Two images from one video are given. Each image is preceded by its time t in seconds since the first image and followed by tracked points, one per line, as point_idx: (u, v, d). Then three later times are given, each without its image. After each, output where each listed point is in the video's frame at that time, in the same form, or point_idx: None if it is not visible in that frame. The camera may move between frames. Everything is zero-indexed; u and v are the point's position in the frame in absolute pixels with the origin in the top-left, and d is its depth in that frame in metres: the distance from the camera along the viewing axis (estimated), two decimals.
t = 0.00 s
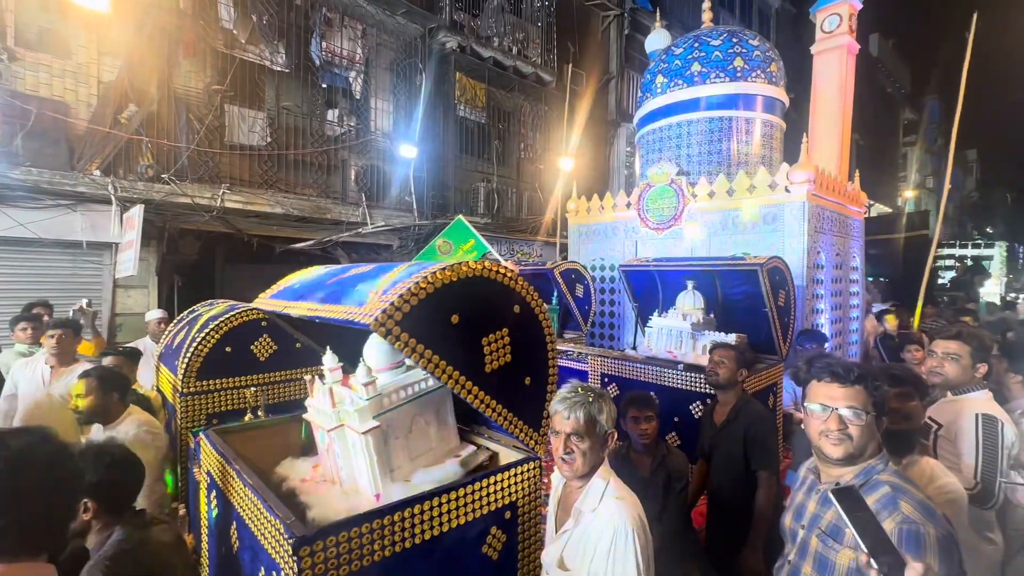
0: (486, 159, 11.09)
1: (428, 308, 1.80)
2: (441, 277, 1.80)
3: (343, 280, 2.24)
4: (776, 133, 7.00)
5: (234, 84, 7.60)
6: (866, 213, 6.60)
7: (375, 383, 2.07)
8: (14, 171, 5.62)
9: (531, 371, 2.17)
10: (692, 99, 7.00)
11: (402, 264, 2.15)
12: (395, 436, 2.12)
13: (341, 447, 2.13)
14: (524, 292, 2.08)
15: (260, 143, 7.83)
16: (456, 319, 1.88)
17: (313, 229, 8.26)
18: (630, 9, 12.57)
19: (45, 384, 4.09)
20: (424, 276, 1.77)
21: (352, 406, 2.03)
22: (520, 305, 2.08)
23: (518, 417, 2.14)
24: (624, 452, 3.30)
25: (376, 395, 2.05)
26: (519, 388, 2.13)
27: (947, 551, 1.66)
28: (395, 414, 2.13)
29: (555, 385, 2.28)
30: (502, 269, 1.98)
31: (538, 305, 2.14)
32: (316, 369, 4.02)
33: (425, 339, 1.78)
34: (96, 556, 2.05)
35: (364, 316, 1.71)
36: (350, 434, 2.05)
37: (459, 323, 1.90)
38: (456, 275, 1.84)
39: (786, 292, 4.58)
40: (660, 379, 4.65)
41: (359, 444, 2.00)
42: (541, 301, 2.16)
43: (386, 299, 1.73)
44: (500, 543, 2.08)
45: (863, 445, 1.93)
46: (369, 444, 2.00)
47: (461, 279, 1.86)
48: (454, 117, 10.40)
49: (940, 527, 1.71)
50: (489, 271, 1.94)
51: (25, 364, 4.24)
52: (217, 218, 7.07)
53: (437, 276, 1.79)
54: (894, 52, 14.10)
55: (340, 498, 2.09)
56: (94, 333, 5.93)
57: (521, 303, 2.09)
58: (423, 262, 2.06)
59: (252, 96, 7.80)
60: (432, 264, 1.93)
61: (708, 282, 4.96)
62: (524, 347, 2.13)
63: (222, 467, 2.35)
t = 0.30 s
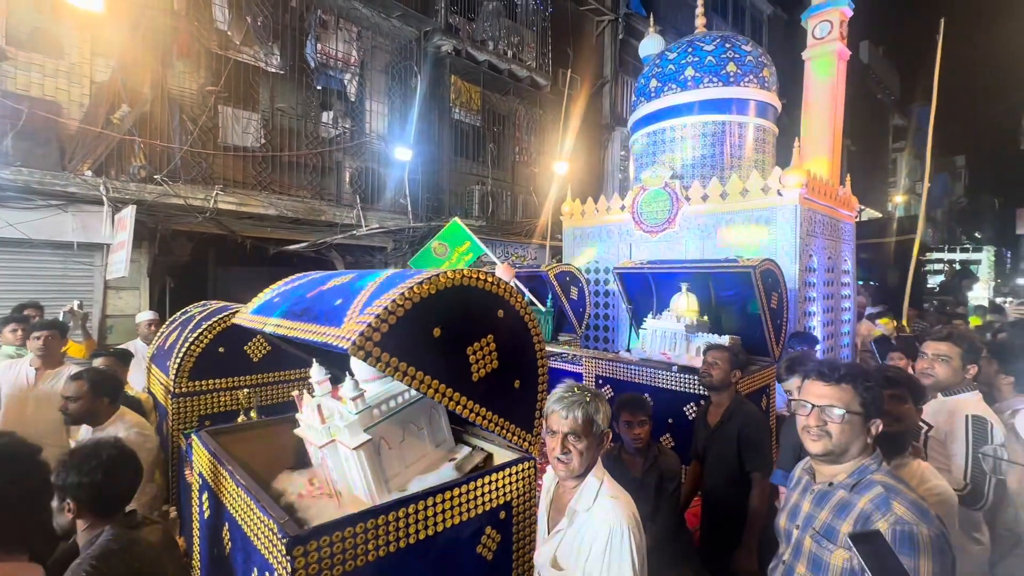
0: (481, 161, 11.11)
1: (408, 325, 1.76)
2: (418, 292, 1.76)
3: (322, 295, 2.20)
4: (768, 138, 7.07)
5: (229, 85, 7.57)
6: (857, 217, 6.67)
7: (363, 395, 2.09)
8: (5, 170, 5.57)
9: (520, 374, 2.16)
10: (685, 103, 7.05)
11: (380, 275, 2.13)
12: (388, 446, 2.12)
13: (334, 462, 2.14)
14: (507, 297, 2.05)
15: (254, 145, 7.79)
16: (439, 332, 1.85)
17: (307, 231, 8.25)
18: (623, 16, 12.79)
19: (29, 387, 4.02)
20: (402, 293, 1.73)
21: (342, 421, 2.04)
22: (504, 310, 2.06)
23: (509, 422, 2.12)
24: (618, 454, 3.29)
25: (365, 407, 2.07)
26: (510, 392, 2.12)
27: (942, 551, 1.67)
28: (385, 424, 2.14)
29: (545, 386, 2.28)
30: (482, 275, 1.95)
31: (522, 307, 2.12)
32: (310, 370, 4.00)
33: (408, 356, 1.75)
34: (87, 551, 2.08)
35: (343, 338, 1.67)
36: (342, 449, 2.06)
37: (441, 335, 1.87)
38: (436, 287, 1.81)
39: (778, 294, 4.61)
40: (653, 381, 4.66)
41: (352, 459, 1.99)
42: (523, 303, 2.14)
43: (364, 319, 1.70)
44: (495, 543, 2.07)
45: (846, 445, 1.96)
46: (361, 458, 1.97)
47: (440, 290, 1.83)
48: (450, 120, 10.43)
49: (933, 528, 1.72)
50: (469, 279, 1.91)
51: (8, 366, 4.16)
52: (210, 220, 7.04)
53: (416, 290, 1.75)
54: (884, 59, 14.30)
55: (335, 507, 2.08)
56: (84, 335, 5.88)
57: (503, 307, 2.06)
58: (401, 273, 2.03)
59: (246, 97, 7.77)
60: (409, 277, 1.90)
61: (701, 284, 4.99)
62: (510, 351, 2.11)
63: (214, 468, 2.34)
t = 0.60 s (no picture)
0: (477, 168, 11.14)
1: (392, 345, 1.72)
2: (401, 312, 1.71)
3: (306, 312, 2.15)
4: (761, 146, 7.15)
5: (225, 90, 7.57)
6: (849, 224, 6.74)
7: (356, 411, 2.12)
8: None
9: (512, 381, 2.15)
10: (680, 111, 7.12)
11: (365, 289, 2.08)
12: (384, 460, 2.12)
13: (332, 480, 2.14)
14: (494, 305, 2.01)
15: (250, 149, 7.79)
16: (425, 348, 1.82)
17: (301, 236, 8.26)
18: (618, 24, 13.04)
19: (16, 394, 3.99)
20: (384, 314, 1.68)
21: (337, 439, 2.06)
22: (492, 319, 2.02)
23: (501, 428, 2.13)
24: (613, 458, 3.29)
25: (358, 423, 2.09)
26: (503, 399, 2.12)
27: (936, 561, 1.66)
28: (380, 439, 2.15)
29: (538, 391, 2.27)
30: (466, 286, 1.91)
31: (511, 314, 2.08)
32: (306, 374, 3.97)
33: (395, 376, 1.72)
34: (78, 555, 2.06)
35: (326, 363, 1.64)
36: (338, 467, 2.07)
37: (429, 351, 1.84)
38: (419, 304, 1.76)
39: (772, 300, 4.65)
40: (649, 386, 4.67)
41: (349, 476, 2.00)
42: (512, 309, 2.09)
43: (348, 342, 1.66)
44: (491, 548, 2.06)
45: (841, 444, 1.97)
46: (359, 474, 1.98)
47: (423, 307, 1.78)
48: (446, 126, 10.46)
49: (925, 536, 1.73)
50: (453, 292, 1.86)
51: None
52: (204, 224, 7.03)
53: (399, 309, 1.71)
54: (874, 69, 14.53)
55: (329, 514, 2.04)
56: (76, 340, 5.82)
57: (491, 316, 2.02)
58: (385, 287, 1.99)
59: (242, 102, 7.77)
60: (392, 293, 1.85)
61: (696, 289, 5.02)
62: (500, 358, 2.09)
63: (209, 472, 2.33)
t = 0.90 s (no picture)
0: (476, 180, 11.20)
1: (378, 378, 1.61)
2: (383, 343, 1.59)
3: (288, 340, 2.03)
4: (758, 159, 7.21)
5: (226, 102, 7.62)
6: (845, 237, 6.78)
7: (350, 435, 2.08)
8: None
9: (507, 398, 2.05)
10: (677, 125, 7.19)
11: (348, 313, 1.95)
12: (382, 481, 2.09)
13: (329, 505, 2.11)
14: (481, 321, 1.88)
15: (250, 161, 7.81)
16: (413, 376, 1.71)
17: (299, 248, 8.30)
18: (616, 40, 13.21)
19: (13, 407, 3.98)
20: (366, 347, 1.57)
21: (333, 465, 2.04)
22: (481, 336, 1.89)
23: (497, 444, 2.01)
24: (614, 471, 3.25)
25: (353, 447, 2.05)
26: (497, 417, 2.01)
27: None
28: (378, 460, 2.10)
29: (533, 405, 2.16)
30: (450, 306, 1.78)
31: (500, 328, 1.96)
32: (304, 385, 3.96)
33: (384, 410, 1.62)
34: (74, 569, 2.05)
35: (311, 405, 1.54)
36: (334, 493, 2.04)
37: (417, 378, 1.72)
38: (402, 331, 1.64)
39: (771, 312, 4.65)
40: (647, 398, 4.66)
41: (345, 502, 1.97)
42: (500, 324, 1.97)
43: (332, 379, 1.56)
44: (489, 561, 2.04)
45: (843, 460, 1.95)
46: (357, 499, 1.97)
47: (406, 335, 1.66)
48: (445, 138, 10.53)
49: (927, 558, 1.69)
50: (436, 314, 1.74)
51: None
52: (203, 236, 7.05)
53: (382, 340, 1.59)
54: (868, 84, 14.73)
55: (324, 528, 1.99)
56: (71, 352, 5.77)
57: (479, 333, 1.89)
58: (369, 311, 1.87)
59: (243, 115, 7.83)
60: (376, 320, 1.73)
61: (694, 302, 5.02)
62: (493, 374, 1.97)
63: (204, 484, 2.31)
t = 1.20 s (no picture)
0: (479, 193, 11.26)
1: (371, 409, 1.55)
2: (375, 372, 1.53)
3: (283, 367, 2.00)
4: (761, 171, 7.23)
5: (232, 115, 7.71)
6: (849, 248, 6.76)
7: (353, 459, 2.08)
8: (7, 197, 5.67)
9: (506, 414, 1.98)
10: (680, 137, 7.23)
11: (341, 336, 1.91)
12: (385, 503, 2.06)
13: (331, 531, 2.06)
14: (476, 339, 1.82)
15: (255, 174, 7.87)
16: (408, 403, 1.64)
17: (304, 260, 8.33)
18: (617, 54, 13.39)
19: (17, 418, 3.98)
20: (357, 378, 1.51)
21: (335, 491, 2.03)
22: (476, 354, 1.82)
23: (499, 462, 1.95)
24: (621, 485, 3.20)
25: (355, 471, 2.05)
26: (497, 434, 1.95)
27: None
28: (380, 483, 2.07)
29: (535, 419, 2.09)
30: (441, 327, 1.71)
31: (495, 343, 1.89)
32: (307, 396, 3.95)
33: (379, 439, 1.56)
34: None
35: (304, 441, 1.50)
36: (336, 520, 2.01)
37: (412, 404, 1.66)
38: (394, 358, 1.58)
39: (776, 324, 4.62)
40: (652, 410, 4.63)
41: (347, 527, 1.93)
42: (496, 339, 1.90)
43: (324, 413, 1.51)
44: None
45: (849, 481, 1.91)
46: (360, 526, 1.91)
47: (396, 361, 1.59)
48: (448, 151, 10.60)
49: None
50: (429, 336, 1.67)
51: None
52: (208, 247, 7.11)
53: (372, 370, 1.53)
54: (868, 98, 14.84)
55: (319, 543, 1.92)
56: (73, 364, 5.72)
57: (475, 351, 1.82)
58: (361, 334, 1.82)
59: (249, 128, 7.90)
60: (368, 346, 1.68)
61: (698, 313, 5.01)
62: (492, 391, 1.91)
63: (205, 496, 2.29)
